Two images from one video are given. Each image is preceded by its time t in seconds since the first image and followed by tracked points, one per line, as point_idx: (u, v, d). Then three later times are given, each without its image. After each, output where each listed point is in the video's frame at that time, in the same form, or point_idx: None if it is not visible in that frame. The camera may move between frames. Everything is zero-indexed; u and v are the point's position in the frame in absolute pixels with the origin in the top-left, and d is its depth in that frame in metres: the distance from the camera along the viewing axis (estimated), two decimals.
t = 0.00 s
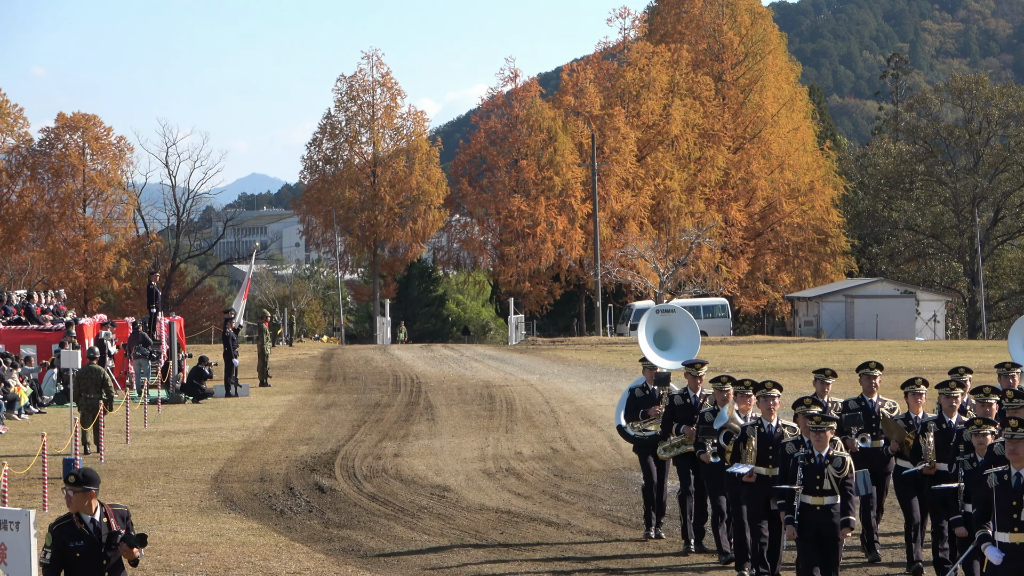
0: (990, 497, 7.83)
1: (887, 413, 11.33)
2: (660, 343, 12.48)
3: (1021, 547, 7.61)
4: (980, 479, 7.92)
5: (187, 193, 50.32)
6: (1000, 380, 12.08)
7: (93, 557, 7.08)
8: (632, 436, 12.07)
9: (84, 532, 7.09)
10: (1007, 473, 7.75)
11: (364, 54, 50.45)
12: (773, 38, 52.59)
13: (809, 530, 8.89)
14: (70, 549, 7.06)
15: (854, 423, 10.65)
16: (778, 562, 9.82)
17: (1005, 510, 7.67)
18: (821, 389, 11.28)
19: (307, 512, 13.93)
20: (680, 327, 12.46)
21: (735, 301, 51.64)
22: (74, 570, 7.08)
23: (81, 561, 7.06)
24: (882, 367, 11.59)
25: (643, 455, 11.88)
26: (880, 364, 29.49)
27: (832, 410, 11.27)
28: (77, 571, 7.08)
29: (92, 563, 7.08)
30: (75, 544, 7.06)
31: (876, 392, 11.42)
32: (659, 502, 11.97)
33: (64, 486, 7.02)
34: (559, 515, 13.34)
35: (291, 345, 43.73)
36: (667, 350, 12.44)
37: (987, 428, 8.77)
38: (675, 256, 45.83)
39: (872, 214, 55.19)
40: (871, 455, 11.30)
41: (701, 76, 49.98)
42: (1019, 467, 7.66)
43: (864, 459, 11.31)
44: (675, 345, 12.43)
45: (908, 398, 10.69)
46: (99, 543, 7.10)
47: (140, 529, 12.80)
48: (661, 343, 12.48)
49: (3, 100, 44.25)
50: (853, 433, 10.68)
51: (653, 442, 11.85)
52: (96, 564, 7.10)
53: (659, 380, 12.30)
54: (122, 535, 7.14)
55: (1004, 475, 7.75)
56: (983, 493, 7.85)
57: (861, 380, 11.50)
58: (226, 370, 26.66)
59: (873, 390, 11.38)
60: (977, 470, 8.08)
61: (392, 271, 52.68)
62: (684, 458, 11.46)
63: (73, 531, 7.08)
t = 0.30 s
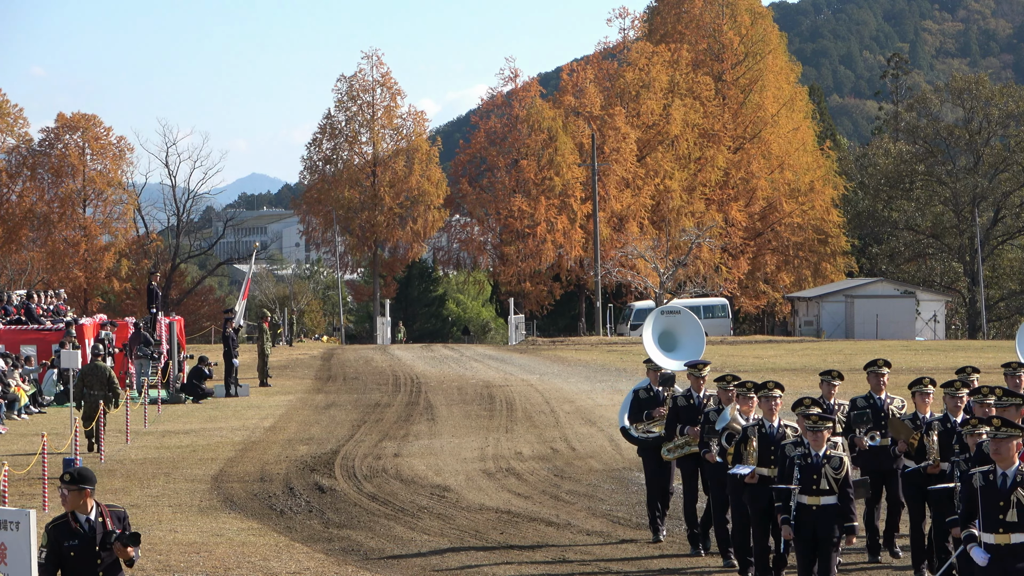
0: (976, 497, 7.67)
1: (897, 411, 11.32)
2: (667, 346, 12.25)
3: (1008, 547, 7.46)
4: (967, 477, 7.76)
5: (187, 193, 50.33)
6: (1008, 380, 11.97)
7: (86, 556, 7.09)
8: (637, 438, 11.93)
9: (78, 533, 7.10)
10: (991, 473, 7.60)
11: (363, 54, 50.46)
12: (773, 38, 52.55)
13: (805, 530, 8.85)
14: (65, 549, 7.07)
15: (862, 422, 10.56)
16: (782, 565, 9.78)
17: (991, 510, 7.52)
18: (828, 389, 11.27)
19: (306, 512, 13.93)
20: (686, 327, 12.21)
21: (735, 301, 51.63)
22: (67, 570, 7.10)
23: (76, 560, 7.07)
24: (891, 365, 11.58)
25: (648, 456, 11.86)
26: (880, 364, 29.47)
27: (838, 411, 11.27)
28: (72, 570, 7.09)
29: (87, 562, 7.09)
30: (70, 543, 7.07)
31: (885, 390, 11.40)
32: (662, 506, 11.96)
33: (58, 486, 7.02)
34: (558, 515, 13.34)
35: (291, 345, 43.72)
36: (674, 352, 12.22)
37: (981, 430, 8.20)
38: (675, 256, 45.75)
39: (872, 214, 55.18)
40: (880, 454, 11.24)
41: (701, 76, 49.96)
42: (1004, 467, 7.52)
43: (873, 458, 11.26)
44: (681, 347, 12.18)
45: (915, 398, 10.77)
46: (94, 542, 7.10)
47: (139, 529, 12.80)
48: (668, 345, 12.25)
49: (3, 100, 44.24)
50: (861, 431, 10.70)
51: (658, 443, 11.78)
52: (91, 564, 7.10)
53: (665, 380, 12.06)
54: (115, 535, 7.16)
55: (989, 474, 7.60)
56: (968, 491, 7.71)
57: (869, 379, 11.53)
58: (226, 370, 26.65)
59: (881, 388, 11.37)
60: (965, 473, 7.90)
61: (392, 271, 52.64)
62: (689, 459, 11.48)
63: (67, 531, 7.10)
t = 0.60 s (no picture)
0: (968, 505, 7.28)
1: (908, 415, 11.13)
2: (674, 346, 12.43)
3: (998, 557, 7.03)
4: (962, 486, 7.36)
5: (188, 193, 50.35)
6: None
7: (84, 555, 7.08)
8: (643, 440, 11.90)
9: (77, 532, 7.10)
10: (982, 481, 7.18)
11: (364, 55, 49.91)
12: (773, 38, 52.52)
13: (804, 536, 8.69)
14: (63, 548, 7.07)
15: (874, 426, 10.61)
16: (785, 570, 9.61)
17: (981, 518, 7.10)
18: (837, 390, 11.19)
19: (306, 512, 13.93)
20: (690, 327, 12.48)
21: (735, 301, 51.67)
22: (65, 569, 7.10)
23: (74, 560, 7.07)
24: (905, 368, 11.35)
25: (653, 458, 11.86)
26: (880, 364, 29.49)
27: (848, 414, 11.17)
28: (71, 570, 7.09)
29: (85, 561, 7.08)
30: (68, 543, 7.08)
31: (897, 394, 11.22)
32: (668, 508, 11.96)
33: (59, 486, 7.04)
34: (558, 515, 13.36)
35: (291, 345, 43.73)
36: (680, 351, 12.40)
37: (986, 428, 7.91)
38: (675, 256, 45.57)
39: (872, 215, 55.22)
40: (893, 458, 11.00)
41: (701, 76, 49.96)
42: (994, 474, 7.10)
43: (884, 462, 11.05)
44: (686, 346, 12.42)
45: (927, 401, 10.62)
46: (92, 542, 7.10)
47: (139, 529, 12.80)
48: (674, 345, 12.44)
49: (3, 100, 44.23)
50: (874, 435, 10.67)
51: (665, 445, 11.77)
52: (89, 564, 7.10)
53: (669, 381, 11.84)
54: (113, 536, 7.16)
55: (980, 483, 7.18)
56: (961, 500, 7.32)
57: (883, 381, 11.29)
58: (226, 370, 26.66)
59: (895, 391, 11.18)
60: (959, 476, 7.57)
61: (392, 271, 52.64)
62: (696, 462, 11.33)
63: (65, 530, 7.10)
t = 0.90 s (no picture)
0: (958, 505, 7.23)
1: (922, 414, 10.98)
2: (675, 338, 12.42)
3: (984, 559, 7.01)
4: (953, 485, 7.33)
5: (187, 193, 50.36)
6: None
7: (87, 556, 7.08)
8: (653, 441, 11.65)
9: (82, 533, 7.10)
10: (971, 480, 7.13)
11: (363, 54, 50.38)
12: (773, 38, 52.49)
13: (802, 536, 8.63)
14: (67, 549, 7.07)
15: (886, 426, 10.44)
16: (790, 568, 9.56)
17: (967, 519, 7.07)
18: (849, 390, 11.15)
19: (306, 512, 13.93)
20: (702, 322, 12.38)
21: (735, 301, 51.68)
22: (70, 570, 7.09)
23: (77, 561, 7.07)
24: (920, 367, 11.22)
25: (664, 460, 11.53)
26: (881, 364, 29.46)
27: (861, 415, 11.15)
28: (74, 571, 7.09)
29: (87, 563, 7.08)
30: (72, 544, 7.07)
31: (912, 393, 11.10)
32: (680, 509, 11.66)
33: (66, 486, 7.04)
34: (558, 515, 13.35)
35: (291, 345, 43.72)
36: (688, 352, 12.27)
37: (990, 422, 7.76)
38: (676, 256, 45.57)
39: (872, 215, 55.21)
40: (905, 457, 10.80)
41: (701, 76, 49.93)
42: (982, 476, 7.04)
43: (895, 461, 10.87)
44: (695, 339, 12.34)
45: (939, 400, 10.44)
46: (95, 544, 7.09)
47: (139, 529, 12.80)
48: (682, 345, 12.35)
49: (3, 100, 44.24)
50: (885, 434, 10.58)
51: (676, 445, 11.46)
52: (91, 565, 7.09)
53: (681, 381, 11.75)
54: (119, 537, 7.14)
55: (969, 483, 7.13)
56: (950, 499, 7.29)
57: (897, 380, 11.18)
58: (226, 370, 26.65)
59: (909, 390, 11.07)
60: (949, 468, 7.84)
61: (392, 271, 52.63)
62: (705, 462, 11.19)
63: (71, 531, 7.10)
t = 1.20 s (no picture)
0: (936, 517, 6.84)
1: (931, 417, 10.90)
2: (683, 339, 12.50)
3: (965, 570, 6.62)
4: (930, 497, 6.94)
5: (188, 193, 50.38)
6: None
7: (92, 557, 7.08)
8: (659, 443, 11.50)
9: (88, 533, 7.11)
10: (950, 492, 6.74)
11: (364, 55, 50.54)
12: (773, 38, 52.46)
13: (795, 542, 8.44)
14: (72, 549, 7.09)
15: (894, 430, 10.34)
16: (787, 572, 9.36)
17: (946, 531, 6.68)
18: (856, 393, 11.19)
19: (306, 512, 13.92)
20: (714, 334, 12.42)
21: (735, 301, 51.70)
22: (76, 568, 7.10)
23: (82, 561, 7.07)
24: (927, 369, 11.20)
25: (669, 461, 11.40)
26: (880, 364, 29.44)
27: (870, 416, 11.24)
28: (79, 570, 7.10)
29: (92, 563, 7.07)
30: (77, 544, 7.08)
31: (921, 396, 11.02)
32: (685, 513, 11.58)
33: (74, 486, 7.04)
34: (559, 515, 13.35)
35: (291, 345, 43.72)
36: (690, 356, 12.31)
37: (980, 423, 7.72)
38: (675, 256, 45.71)
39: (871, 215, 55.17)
40: (913, 461, 10.67)
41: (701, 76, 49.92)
42: (961, 486, 6.66)
43: (903, 464, 10.77)
44: (704, 349, 12.39)
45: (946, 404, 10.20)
46: (100, 545, 7.09)
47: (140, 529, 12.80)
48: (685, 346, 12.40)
49: (3, 100, 44.24)
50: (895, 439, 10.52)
51: (680, 449, 11.37)
52: (95, 565, 7.08)
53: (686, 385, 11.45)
54: (125, 537, 7.14)
55: (948, 494, 6.75)
56: (929, 510, 6.89)
57: (905, 383, 11.14)
58: (226, 370, 26.65)
59: (918, 393, 11.00)
60: (936, 477, 7.94)
61: (392, 271, 52.63)
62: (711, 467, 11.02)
63: (77, 530, 7.11)
